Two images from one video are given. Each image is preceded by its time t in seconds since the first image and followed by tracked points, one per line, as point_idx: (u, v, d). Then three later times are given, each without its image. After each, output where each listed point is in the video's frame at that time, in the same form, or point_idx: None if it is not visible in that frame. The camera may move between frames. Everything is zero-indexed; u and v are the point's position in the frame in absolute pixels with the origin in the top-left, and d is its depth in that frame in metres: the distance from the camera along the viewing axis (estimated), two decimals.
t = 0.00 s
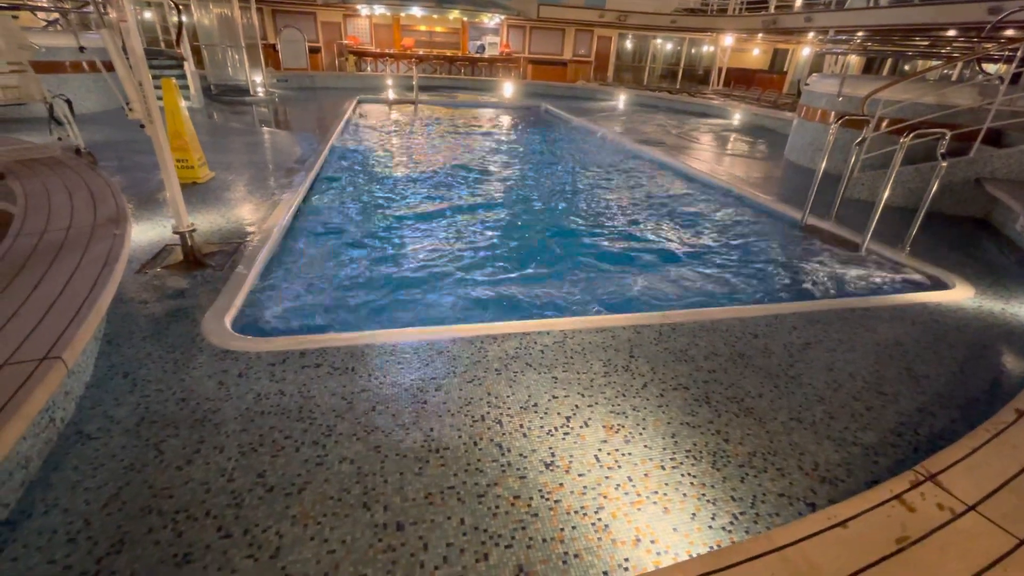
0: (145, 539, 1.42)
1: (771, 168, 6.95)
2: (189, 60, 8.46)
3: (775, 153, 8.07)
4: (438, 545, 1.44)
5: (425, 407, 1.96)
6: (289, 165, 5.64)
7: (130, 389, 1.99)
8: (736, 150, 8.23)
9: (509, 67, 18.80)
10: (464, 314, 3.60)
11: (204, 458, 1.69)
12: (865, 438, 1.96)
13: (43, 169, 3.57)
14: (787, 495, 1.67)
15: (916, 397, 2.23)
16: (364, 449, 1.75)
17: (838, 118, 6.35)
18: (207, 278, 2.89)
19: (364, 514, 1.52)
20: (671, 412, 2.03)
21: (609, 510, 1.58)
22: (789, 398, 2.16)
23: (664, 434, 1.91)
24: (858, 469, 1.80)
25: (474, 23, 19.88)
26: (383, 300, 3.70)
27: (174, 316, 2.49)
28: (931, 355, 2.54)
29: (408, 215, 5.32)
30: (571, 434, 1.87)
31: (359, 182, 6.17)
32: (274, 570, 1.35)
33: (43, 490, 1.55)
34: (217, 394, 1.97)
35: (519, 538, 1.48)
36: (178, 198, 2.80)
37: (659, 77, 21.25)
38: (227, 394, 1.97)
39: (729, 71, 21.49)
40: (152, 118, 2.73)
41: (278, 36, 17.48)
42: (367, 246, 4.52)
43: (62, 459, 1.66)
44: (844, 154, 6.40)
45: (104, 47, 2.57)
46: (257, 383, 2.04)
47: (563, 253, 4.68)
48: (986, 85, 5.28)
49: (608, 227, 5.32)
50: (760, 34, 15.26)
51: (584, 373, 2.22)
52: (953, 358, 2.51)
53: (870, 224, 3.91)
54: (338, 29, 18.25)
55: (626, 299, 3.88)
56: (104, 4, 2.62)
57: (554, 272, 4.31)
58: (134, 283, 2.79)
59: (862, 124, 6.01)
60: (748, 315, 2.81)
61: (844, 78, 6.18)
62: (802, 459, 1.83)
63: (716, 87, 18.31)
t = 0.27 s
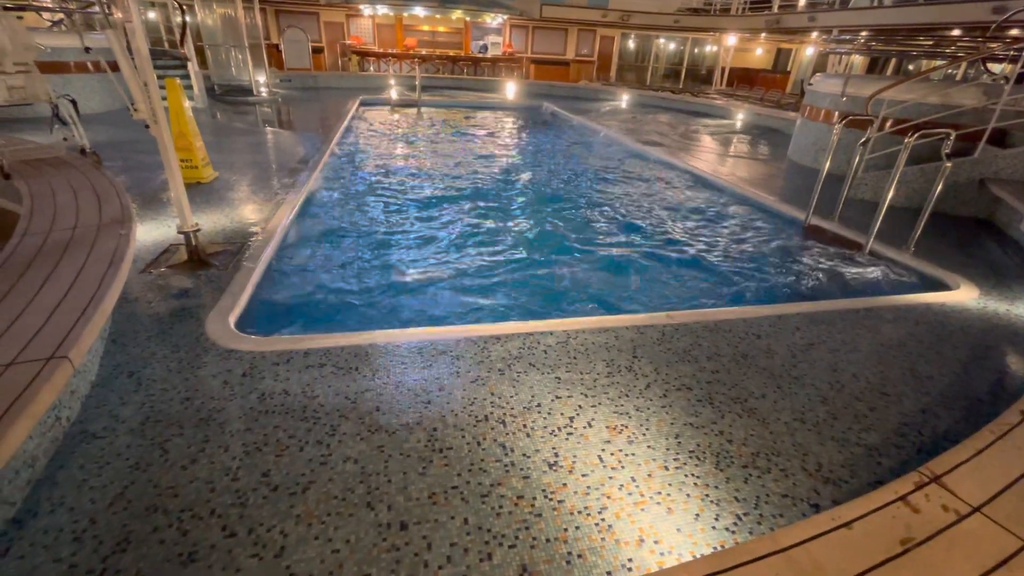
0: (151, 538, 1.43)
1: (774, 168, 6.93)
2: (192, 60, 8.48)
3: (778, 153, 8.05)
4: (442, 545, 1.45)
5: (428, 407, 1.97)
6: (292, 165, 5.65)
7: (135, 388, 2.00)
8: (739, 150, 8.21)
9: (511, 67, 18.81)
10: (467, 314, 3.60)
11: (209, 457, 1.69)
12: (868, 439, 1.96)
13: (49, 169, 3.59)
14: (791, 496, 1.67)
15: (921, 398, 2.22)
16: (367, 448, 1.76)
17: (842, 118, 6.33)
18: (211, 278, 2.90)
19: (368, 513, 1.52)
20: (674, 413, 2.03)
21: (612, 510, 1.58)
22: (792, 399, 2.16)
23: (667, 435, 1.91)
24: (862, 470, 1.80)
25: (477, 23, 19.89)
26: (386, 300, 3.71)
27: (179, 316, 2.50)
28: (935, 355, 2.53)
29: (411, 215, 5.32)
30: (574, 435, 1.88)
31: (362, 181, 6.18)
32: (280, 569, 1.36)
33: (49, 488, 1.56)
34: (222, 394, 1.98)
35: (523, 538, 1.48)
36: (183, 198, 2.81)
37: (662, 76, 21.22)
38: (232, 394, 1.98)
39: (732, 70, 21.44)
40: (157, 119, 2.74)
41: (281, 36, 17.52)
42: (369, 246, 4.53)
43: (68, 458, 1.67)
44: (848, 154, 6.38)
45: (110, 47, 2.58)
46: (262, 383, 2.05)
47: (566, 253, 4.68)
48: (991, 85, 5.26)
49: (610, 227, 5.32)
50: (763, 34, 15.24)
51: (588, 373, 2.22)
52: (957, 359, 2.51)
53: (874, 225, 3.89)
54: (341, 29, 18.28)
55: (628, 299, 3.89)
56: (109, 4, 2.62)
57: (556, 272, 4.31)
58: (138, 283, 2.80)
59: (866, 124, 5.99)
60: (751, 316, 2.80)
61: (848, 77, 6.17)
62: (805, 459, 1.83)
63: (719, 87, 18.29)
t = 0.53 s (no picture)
0: (155, 536, 1.43)
1: (777, 168, 6.92)
2: (196, 60, 8.51)
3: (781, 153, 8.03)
4: (445, 544, 1.45)
5: (431, 406, 1.97)
6: (295, 165, 5.67)
7: (139, 387, 2.01)
8: (742, 150, 8.20)
9: (514, 67, 18.83)
10: (468, 314, 3.60)
11: (212, 456, 1.70)
12: (872, 440, 1.95)
13: (54, 169, 3.60)
14: (794, 497, 1.67)
15: (925, 400, 2.21)
16: (370, 448, 1.76)
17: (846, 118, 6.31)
18: (214, 278, 2.91)
19: (371, 513, 1.53)
20: (677, 413, 2.02)
21: (615, 510, 1.58)
22: (795, 400, 2.15)
23: (670, 435, 1.90)
24: (866, 471, 1.79)
25: (480, 24, 19.90)
26: (388, 300, 3.71)
27: (183, 315, 2.51)
28: (939, 357, 2.52)
29: (413, 215, 5.33)
30: (577, 435, 1.87)
31: (364, 181, 6.19)
32: (282, 568, 1.36)
33: (54, 487, 1.57)
34: (225, 393, 1.98)
35: (525, 538, 1.48)
36: (187, 198, 2.82)
37: (664, 77, 21.18)
38: (235, 393, 1.99)
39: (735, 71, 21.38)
40: (161, 119, 2.75)
41: (284, 36, 17.57)
42: (372, 246, 4.53)
43: (72, 456, 1.68)
44: (851, 155, 6.36)
45: (114, 48, 2.59)
46: (265, 382, 2.05)
47: (568, 253, 4.68)
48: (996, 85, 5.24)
49: (613, 227, 5.32)
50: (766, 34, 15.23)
51: (590, 373, 2.22)
52: (962, 360, 2.50)
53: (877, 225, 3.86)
54: (344, 29, 18.32)
55: (629, 299, 3.89)
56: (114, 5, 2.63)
57: (559, 272, 4.32)
58: (142, 282, 2.81)
59: (870, 125, 5.97)
60: (754, 316, 2.80)
61: (851, 78, 6.15)
62: (809, 461, 1.83)
63: (722, 88, 18.28)
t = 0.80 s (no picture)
0: (157, 536, 1.43)
1: (780, 169, 6.91)
2: (199, 61, 8.53)
3: (784, 154, 8.02)
4: (446, 545, 1.45)
5: (432, 407, 1.97)
6: (298, 166, 5.68)
7: (141, 387, 2.01)
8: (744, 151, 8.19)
9: (516, 68, 18.84)
10: (469, 314, 3.60)
11: (214, 456, 1.70)
12: (875, 441, 1.95)
13: (57, 169, 3.62)
14: (795, 499, 1.67)
15: (928, 402, 2.21)
16: (372, 448, 1.76)
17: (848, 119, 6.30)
18: (216, 278, 2.92)
19: (372, 513, 1.53)
20: (678, 414, 2.02)
21: (616, 512, 1.58)
22: (797, 402, 2.14)
23: (672, 436, 1.90)
24: (868, 474, 1.79)
25: (482, 25, 19.92)
26: (389, 301, 3.71)
27: (185, 316, 2.51)
28: (943, 359, 2.51)
29: (414, 215, 5.35)
30: (578, 436, 1.87)
31: (366, 182, 6.21)
32: (283, 568, 1.36)
33: (56, 486, 1.57)
34: (227, 393, 1.99)
35: (526, 539, 1.48)
36: (189, 198, 2.83)
37: (667, 78, 21.16)
38: (237, 393, 1.99)
39: (738, 72, 21.34)
40: (164, 120, 2.76)
41: (287, 37, 17.62)
42: (374, 246, 4.55)
43: (74, 456, 1.68)
44: (854, 156, 6.35)
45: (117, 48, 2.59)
46: (267, 382, 2.06)
47: (571, 254, 4.68)
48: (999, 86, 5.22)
49: (614, 228, 5.32)
50: (768, 34, 15.21)
51: (592, 374, 2.22)
52: (964, 362, 2.49)
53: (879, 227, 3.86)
54: (347, 31, 18.37)
55: (630, 300, 3.88)
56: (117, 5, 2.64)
57: (559, 273, 4.32)
58: (145, 282, 2.82)
59: (873, 126, 5.96)
60: (757, 318, 2.79)
61: (854, 79, 6.14)
62: (811, 463, 1.82)
63: (725, 88, 18.27)
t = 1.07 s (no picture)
0: (157, 536, 1.44)
1: (781, 171, 6.90)
2: (202, 63, 8.56)
3: (785, 156, 8.01)
4: (445, 546, 1.45)
5: (432, 408, 1.97)
6: (300, 167, 5.69)
7: (142, 387, 2.02)
8: (746, 153, 8.18)
9: (518, 69, 18.87)
10: (469, 315, 3.61)
11: (215, 456, 1.71)
12: (875, 444, 1.95)
13: (61, 171, 3.64)
14: (796, 501, 1.66)
15: (929, 404, 2.20)
16: (372, 449, 1.77)
17: (850, 120, 6.30)
18: (218, 279, 2.93)
19: (372, 514, 1.53)
20: (678, 416, 2.02)
21: (615, 514, 1.58)
22: (798, 404, 2.14)
23: (671, 438, 1.90)
24: (868, 476, 1.79)
25: (484, 27, 19.95)
26: (390, 301, 3.72)
27: (186, 317, 2.52)
28: (944, 361, 2.51)
29: (416, 216, 5.36)
30: (577, 437, 1.87)
31: (368, 183, 6.23)
32: (283, 569, 1.37)
33: (58, 486, 1.58)
34: (228, 394, 1.99)
35: (525, 541, 1.48)
36: (191, 200, 2.84)
37: (668, 79, 21.16)
38: (238, 394, 1.99)
39: (740, 73, 21.33)
40: (166, 122, 2.77)
41: (289, 39, 17.68)
42: (375, 247, 4.56)
43: (75, 456, 1.69)
44: (856, 157, 6.34)
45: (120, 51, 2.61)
46: (267, 383, 2.06)
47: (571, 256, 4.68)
48: (1001, 88, 5.21)
49: (615, 229, 5.33)
50: (770, 36, 15.22)
51: (592, 376, 2.22)
52: (965, 364, 2.48)
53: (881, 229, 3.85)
54: (349, 32, 18.43)
55: (631, 302, 3.88)
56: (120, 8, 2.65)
57: (559, 274, 4.33)
58: (147, 283, 2.83)
59: (875, 127, 5.95)
60: (758, 320, 2.79)
61: (856, 80, 6.14)
62: (811, 465, 1.82)
63: (727, 90, 18.26)
